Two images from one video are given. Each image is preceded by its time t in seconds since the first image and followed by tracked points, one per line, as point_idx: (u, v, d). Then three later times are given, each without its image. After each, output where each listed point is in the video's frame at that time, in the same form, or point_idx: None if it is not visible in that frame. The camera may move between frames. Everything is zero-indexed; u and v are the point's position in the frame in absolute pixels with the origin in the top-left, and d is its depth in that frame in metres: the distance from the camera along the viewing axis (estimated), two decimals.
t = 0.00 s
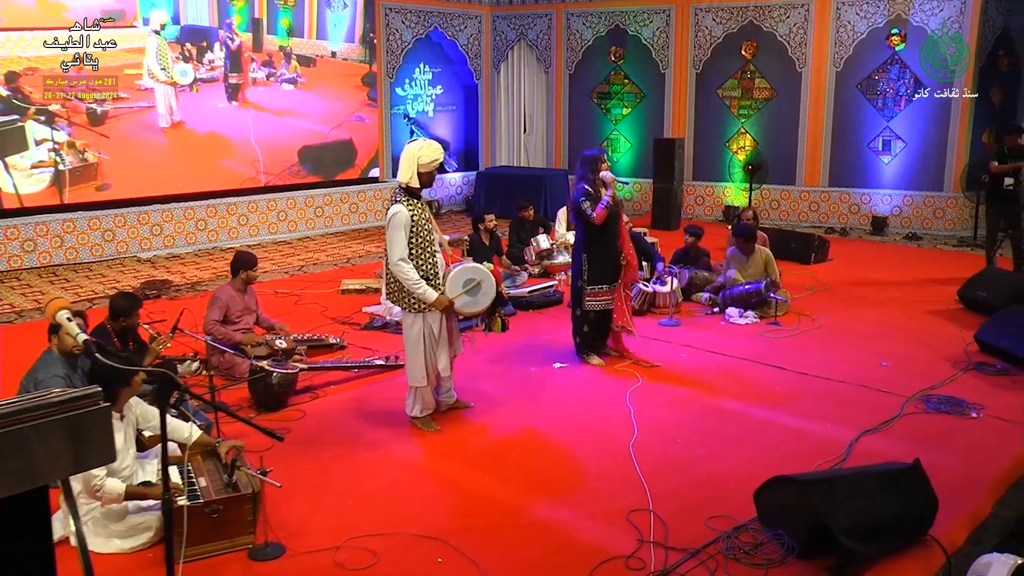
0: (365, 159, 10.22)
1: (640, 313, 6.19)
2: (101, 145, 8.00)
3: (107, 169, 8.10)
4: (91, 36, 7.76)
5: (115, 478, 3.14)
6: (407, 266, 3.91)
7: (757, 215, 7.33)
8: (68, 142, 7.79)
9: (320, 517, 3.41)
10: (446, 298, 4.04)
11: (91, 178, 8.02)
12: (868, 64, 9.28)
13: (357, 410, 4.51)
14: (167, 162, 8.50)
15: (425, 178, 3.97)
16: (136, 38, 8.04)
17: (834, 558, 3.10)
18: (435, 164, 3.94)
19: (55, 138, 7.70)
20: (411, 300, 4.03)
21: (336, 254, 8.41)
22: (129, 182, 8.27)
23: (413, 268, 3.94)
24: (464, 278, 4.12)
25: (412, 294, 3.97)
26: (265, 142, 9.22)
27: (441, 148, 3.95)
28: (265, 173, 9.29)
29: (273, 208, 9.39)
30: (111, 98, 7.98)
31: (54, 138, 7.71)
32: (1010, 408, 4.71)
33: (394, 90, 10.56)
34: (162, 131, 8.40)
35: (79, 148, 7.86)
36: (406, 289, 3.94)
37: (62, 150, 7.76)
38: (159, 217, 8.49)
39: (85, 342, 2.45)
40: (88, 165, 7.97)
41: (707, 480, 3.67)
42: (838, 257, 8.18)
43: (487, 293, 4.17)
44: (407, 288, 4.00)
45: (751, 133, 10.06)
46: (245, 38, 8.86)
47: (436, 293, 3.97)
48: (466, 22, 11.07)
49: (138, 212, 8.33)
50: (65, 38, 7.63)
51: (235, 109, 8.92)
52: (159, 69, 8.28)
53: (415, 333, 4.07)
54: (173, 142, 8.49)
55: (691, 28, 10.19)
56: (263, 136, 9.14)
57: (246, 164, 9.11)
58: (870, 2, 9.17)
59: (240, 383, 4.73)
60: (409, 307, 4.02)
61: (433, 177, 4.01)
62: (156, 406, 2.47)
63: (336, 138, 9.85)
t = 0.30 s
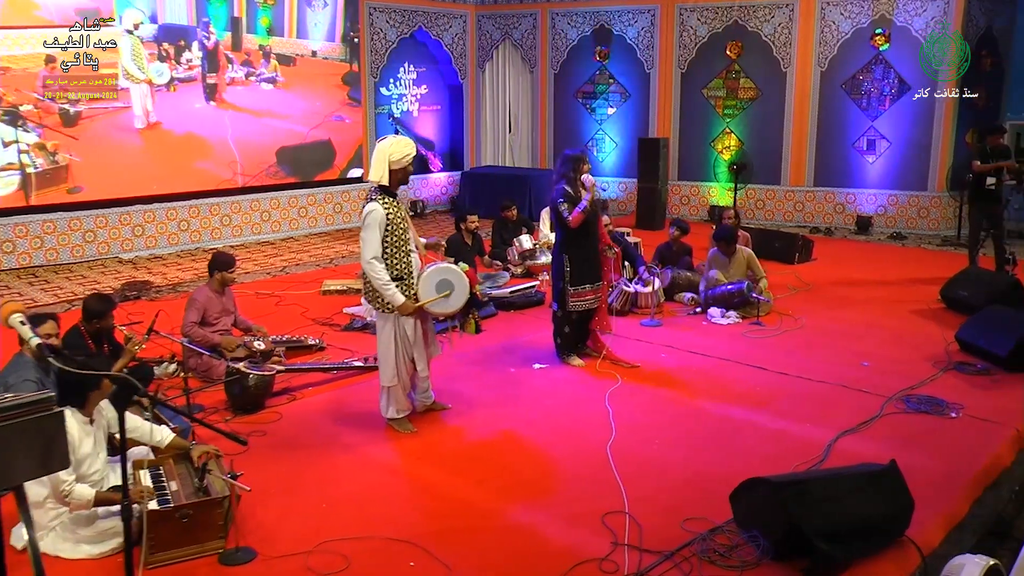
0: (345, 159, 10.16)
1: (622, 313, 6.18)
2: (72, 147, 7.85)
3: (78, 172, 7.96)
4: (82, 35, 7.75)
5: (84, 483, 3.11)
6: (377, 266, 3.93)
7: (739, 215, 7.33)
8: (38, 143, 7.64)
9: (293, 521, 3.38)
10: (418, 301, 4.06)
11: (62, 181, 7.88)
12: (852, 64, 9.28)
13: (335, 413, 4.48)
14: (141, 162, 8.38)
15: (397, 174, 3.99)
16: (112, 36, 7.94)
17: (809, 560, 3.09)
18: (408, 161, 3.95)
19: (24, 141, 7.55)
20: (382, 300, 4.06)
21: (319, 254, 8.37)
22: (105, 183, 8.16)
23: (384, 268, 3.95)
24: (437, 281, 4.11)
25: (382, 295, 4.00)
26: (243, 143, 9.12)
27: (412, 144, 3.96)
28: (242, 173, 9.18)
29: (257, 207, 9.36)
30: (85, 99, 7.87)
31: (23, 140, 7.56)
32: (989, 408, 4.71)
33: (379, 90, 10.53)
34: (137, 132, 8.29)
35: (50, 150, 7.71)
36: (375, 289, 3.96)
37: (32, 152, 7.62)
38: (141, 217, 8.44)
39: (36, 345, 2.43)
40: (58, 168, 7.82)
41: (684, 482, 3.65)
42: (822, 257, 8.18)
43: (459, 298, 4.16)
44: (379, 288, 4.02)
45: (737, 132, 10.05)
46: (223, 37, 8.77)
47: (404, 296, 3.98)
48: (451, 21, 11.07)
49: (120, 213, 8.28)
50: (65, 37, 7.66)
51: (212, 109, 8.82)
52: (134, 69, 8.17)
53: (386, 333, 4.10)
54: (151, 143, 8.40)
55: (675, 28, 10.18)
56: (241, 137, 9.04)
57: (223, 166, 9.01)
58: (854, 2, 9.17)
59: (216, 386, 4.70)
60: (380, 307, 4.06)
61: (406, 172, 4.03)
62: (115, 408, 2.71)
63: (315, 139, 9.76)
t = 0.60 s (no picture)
0: (319, 160, 10.06)
1: (601, 313, 6.16)
2: (35, 149, 7.68)
3: (43, 174, 7.79)
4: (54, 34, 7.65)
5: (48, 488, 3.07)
6: (344, 268, 3.90)
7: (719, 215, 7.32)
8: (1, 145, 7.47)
9: (262, 526, 3.34)
10: (387, 300, 4.03)
11: (26, 185, 7.70)
12: (834, 63, 9.30)
13: (308, 416, 4.43)
14: (110, 164, 8.24)
15: (366, 179, 3.97)
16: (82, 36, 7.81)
17: (781, 562, 3.06)
18: (377, 164, 3.94)
19: None
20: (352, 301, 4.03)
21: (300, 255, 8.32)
22: (71, 186, 8.01)
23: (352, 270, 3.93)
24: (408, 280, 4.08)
25: (352, 296, 3.98)
26: (215, 144, 9.00)
27: (383, 148, 3.95)
28: (213, 176, 9.06)
29: (238, 208, 9.31)
30: (51, 99, 7.72)
31: None
32: (967, 408, 4.70)
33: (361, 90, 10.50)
34: (106, 133, 8.16)
35: (15, 152, 7.56)
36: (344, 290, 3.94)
37: None
38: (120, 218, 8.38)
39: None
40: (20, 171, 7.64)
41: (658, 484, 3.63)
42: (804, 256, 8.17)
43: (432, 297, 4.12)
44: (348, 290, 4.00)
45: (720, 131, 10.04)
46: (197, 36, 8.66)
47: (374, 297, 3.95)
48: (434, 21, 11.05)
49: (99, 213, 8.22)
50: (66, 37, 7.73)
51: (185, 110, 8.71)
52: (102, 69, 8.03)
53: (359, 335, 4.06)
54: (122, 144, 8.29)
55: (658, 28, 10.17)
56: (212, 138, 8.92)
57: (192, 168, 8.88)
58: (836, 2, 9.19)
59: (189, 388, 4.65)
60: (351, 309, 4.03)
61: (376, 177, 4.00)
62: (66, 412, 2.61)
63: (291, 139, 9.67)
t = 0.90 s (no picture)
0: (288, 162, 9.88)
1: (578, 314, 6.17)
2: None
3: None
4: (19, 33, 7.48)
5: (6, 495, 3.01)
6: (323, 270, 3.89)
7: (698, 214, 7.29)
8: None
9: (226, 532, 3.30)
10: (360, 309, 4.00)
11: None
12: (814, 63, 9.30)
13: (279, 420, 4.39)
14: (69, 169, 8.05)
15: (335, 176, 3.93)
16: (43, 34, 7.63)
17: (748, 566, 3.04)
18: (342, 163, 3.89)
19: None
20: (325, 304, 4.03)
21: (278, 257, 8.26)
22: (26, 191, 7.78)
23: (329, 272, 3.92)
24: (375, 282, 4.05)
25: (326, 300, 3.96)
26: (183, 147, 8.85)
27: (348, 146, 3.88)
28: (179, 179, 8.88)
29: (215, 209, 9.24)
30: (12, 101, 7.56)
31: None
32: (941, 407, 4.70)
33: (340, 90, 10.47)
34: (68, 136, 7.99)
35: None
36: (321, 293, 3.93)
37: None
38: (96, 220, 8.31)
39: None
40: None
41: (628, 488, 3.61)
42: (784, 256, 8.17)
43: (399, 302, 4.11)
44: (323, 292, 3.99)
45: (700, 131, 10.03)
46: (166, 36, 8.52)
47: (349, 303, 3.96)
48: (413, 20, 11.01)
49: (73, 216, 8.14)
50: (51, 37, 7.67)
51: (152, 111, 8.55)
52: (60, 68, 7.81)
53: (328, 339, 4.06)
54: (84, 147, 8.11)
55: (638, 27, 10.16)
56: (179, 143, 8.77)
57: (158, 171, 8.71)
58: (816, 2, 9.19)
59: (159, 392, 4.59)
60: (322, 311, 4.02)
61: (344, 173, 3.96)
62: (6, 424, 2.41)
63: (259, 139, 9.49)
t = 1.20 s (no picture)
0: (256, 163, 9.74)
1: (552, 315, 6.26)
2: None
3: None
4: None
5: None
6: (290, 269, 3.84)
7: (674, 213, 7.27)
8: None
9: (186, 540, 3.26)
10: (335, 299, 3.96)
11: None
12: (791, 63, 9.31)
13: (246, 425, 4.35)
14: (26, 173, 7.88)
15: (301, 179, 3.92)
16: None
17: (713, 569, 3.02)
18: (309, 166, 3.89)
19: None
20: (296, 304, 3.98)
21: (253, 258, 8.20)
22: None
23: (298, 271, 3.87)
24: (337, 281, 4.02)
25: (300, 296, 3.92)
26: (147, 151, 8.72)
27: (314, 149, 3.90)
28: (140, 182, 8.73)
29: (190, 211, 9.18)
30: None
31: None
32: (912, 407, 4.69)
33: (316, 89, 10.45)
34: (25, 139, 7.81)
35: None
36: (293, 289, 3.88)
37: None
38: (68, 222, 8.23)
39: None
40: None
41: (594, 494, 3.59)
42: (762, 256, 8.17)
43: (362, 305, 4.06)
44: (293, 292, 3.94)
45: (678, 130, 10.02)
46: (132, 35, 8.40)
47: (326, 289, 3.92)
48: (390, 20, 10.98)
49: (45, 217, 8.06)
50: None
51: (115, 113, 8.41)
52: (17, 69, 7.65)
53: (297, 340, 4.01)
54: (40, 150, 7.93)
55: (616, 27, 10.15)
56: (144, 146, 8.64)
57: (119, 175, 8.55)
58: (793, 1, 9.20)
59: (124, 396, 4.52)
60: (296, 309, 3.97)
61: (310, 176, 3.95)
62: None
63: (226, 141, 9.38)
